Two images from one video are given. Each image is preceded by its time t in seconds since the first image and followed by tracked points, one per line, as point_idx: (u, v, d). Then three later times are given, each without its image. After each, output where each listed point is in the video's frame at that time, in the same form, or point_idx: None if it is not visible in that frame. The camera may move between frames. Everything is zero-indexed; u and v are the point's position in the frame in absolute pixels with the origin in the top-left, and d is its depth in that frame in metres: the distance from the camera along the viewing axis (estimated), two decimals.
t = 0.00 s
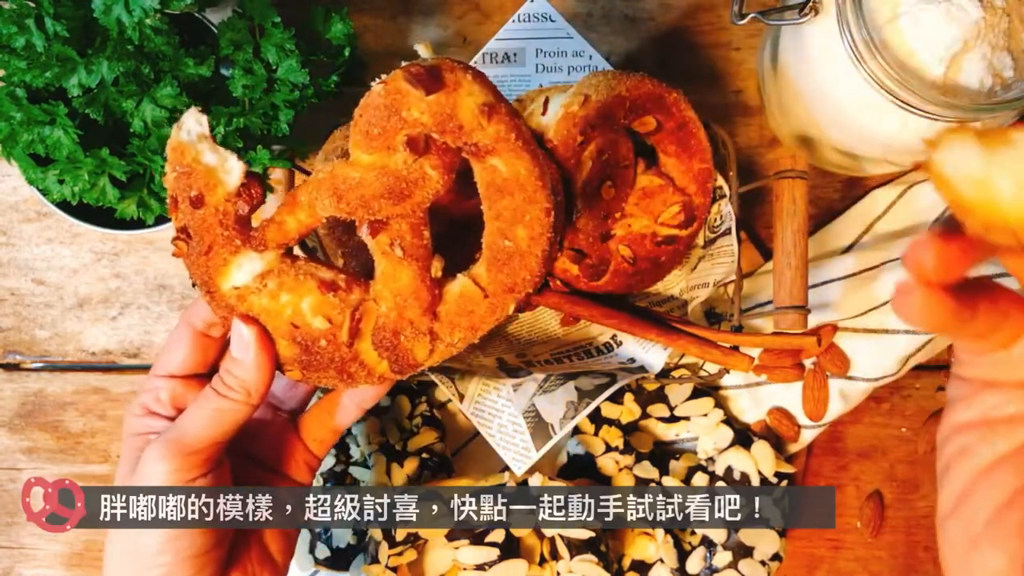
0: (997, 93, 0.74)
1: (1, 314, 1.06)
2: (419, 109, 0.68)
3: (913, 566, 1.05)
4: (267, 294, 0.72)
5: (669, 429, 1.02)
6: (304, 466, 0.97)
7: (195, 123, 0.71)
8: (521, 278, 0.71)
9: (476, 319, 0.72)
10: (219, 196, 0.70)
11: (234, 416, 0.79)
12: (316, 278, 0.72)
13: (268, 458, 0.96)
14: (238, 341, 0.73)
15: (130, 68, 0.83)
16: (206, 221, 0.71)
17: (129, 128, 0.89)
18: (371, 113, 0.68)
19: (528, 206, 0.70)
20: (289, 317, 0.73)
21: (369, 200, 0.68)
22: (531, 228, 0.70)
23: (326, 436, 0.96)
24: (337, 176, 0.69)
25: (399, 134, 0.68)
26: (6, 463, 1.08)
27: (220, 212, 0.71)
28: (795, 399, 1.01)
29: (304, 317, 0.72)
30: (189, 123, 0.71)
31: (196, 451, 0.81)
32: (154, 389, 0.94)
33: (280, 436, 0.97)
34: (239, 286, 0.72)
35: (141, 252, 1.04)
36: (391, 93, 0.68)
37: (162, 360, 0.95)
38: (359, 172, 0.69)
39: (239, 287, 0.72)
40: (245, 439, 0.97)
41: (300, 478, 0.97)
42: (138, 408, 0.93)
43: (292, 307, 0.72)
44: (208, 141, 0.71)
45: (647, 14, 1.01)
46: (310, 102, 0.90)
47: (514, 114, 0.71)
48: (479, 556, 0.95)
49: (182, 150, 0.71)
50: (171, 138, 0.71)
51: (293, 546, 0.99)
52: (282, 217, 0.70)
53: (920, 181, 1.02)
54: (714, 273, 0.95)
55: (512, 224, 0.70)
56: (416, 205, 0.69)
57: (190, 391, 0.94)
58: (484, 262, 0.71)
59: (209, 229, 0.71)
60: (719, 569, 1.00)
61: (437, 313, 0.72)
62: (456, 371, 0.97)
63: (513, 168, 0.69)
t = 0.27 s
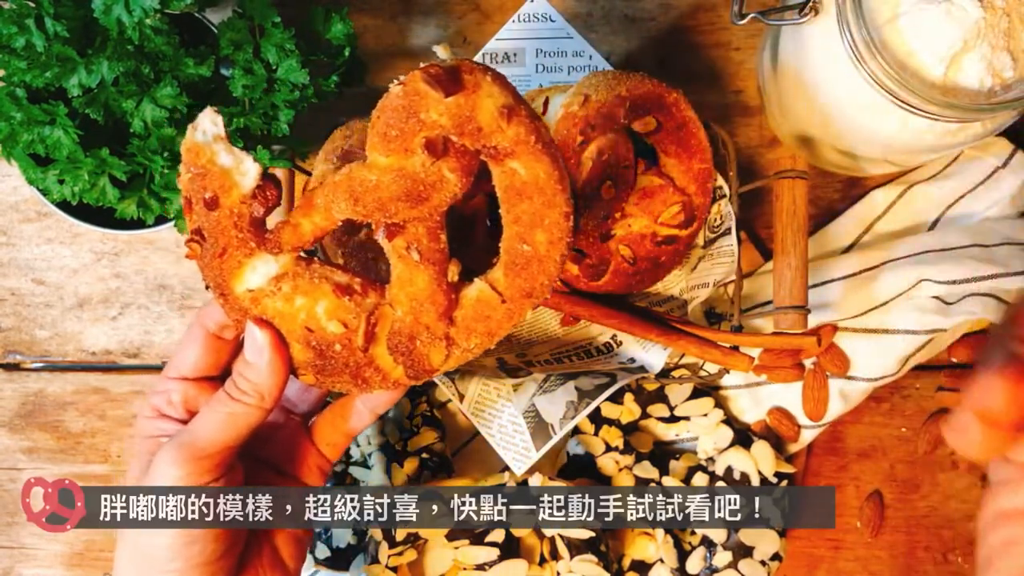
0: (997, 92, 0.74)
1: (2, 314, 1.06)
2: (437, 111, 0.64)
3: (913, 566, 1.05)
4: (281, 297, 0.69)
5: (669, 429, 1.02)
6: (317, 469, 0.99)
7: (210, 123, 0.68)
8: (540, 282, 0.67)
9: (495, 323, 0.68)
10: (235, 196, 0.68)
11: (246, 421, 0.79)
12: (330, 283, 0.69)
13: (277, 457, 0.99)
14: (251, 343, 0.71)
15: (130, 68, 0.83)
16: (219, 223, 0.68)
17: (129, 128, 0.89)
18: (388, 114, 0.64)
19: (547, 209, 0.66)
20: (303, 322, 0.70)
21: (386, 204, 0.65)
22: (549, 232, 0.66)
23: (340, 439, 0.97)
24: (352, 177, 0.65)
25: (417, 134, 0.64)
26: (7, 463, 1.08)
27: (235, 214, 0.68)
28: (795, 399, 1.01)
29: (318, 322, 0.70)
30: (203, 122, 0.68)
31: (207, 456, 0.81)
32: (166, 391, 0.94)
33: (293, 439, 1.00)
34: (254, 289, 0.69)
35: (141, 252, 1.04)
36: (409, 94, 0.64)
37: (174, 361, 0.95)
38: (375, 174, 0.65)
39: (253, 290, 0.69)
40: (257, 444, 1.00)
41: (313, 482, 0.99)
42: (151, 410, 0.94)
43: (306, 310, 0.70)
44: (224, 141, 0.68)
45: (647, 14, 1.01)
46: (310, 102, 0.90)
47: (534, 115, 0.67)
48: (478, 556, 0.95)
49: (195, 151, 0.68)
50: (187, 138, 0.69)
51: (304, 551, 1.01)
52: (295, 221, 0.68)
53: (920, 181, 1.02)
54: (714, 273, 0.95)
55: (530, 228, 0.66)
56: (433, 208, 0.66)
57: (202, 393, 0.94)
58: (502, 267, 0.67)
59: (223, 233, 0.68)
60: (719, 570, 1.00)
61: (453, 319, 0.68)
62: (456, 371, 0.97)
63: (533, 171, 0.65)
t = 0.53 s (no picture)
0: (999, 91, 0.74)
1: (1, 314, 1.06)
2: (529, 151, 0.66)
3: (913, 567, 1.04)
4: (337, 339, 0.70)
5: (669, 430, 1.02)
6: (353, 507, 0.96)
7: (276, 151, 0.70)
8: (620, 336, 0.68)
9: (565, 373, 0.69)
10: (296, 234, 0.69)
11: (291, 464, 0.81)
12: (391, 328, 0.69)
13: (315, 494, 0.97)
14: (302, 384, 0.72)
15: (129, 68, 0.83)
16: (279, 258, 0.69)
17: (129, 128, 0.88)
18: (472, 153, 0.66)
19: (637, 259, 0.67)
20: (362, 366, 0.70)
21: (462, 244, 0.66)
22: (637, 284, 0.67)
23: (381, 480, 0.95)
24: (431, 217, 0.66)
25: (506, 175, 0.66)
26: (6, 463, 1.08)
27: (297, 250, 0.69)
28: (795, 399, 1.01)
29: (379, 369, 0.70)
30: (270, 150, 0.71)
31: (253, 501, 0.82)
32: (196, 419, 0.95)
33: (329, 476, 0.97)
34: (307, 326, 0.70)
35: (140, 252, 1.04)
36: (501, 132, 0.66)
37: (206, 389, 0.95)
38: (454, 215, 0.66)
39: (305, 328, 0.70)
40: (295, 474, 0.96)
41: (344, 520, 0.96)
42: (179, 439, 0.95)
43: (366, 357, 0.70)
44: (289, 173, 0.70)
45: (647, 14, 1.01)
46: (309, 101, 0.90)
47: (631, 163, 0.69)
48: (478, 556, 0.94)
49: (258, 183, 0.70)
50: (250, 168, 0.71)
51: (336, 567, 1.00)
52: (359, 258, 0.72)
53: (920, 180, 1.02)
54: (715, 273, 0.95)
55: (618, 278, 0.67)
56: (512, 252, 0.68)
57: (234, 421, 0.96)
58: (579, 317, 0.68)
59: (280, 266, 0.69)
60: (720, 570, 1.00)
61: (523, 368, 0.69)
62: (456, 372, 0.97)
63: (625, 220, 0.67)
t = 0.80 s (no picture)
0: (999, 92, 0.74)
1: (1, 314, 1.06)
2: (573, 145, 0.64)
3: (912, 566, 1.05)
4: (367, 340, 0.72)
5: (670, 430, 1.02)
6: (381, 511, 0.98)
7: (309, 141, 0.75)
8: (664, 340, 0.68)
9: (606, 376, 0.69)
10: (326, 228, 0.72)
11: (320, 467, 0.85)
12: (422, 330, 0.71)
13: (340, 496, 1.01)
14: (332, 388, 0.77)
15: (129, 68, 0.83)
16: (309, 253, 0.72)
17: (129, 128, 0.88)
18: (512, 147, 0.64)
19: (685, 261, 0.67)
20: (393, 367, 0.73)
21: (501, 244, 0.65)
22: (684, 286, 0.67)
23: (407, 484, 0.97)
24: (467, 214, 0.65)
25: (546, 171, 0.64)
26: (6, 463, 1.08)
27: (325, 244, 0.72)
28: (795, 399, 1.00)
29: (410, 370, 0.72)
30: (303, 140, 0.75)
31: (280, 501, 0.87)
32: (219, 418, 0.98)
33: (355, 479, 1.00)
34: (337, 325, 0.72)
35: (140, 252, 1.04)
36: (542, 125, 0.64)
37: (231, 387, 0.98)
38: (492, 212, 0.65)
39: (335, 328, 0.72)
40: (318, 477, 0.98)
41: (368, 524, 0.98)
42: (202, 440, 0.99)
43: (399, 358, 0.72)
44: (320, 167, 0.74)
45: (647, 14, 1.01)
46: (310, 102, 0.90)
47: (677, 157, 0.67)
48: (478, 556, 0.94)
49: (289, 175, 0.73)
50: (281, 162, 0.75)
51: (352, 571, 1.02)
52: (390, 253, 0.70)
53: (921, 180, 1.01)
54: (714, 274, 0.95)
55: (663, 281, 0.67)
56: (552, 250, 0.67)
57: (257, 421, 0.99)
58: (621, 323, 0.68)
59: (310, 260, 0.72)
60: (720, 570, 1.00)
61: (560, 371, 0.69)
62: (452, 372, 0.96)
63: (672, 220, 0.66)
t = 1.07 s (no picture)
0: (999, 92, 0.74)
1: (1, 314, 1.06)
2: (593, 101, 0.64)
3: (913, 566, 1.04)
4: (383, 307, 0.68)
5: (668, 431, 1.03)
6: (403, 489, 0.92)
7: (324, 104, 0.69)
8: (682, 298, 0.68)
9: (626, 336, 0.68)
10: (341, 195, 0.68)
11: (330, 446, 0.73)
12: (439, 296, 0.67)
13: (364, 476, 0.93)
14: (347, 357, 0.69)
15: (129, 68, 0.83)
16: (324, 219, 0.68)
17: (129, 128, 0.88)
18: (532, 104, 0.64)
19: (703, 217, 0.67)
20: (411, 336, 0.68)
21: (520, 204, 0.64)
22: (702, 242, 0.67)
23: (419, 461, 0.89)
24: (484, 174, 0.64)
25: (568, 127, 0.64)
26: (6, 463, 1.07)
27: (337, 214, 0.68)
28: (796, 399, 1.00)
29: (430, 337, 0.68)
30: (318, 102, 0.69)
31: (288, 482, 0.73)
32: (224, 395, 0.90)
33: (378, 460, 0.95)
34: (351, 294, 0.68)
35: (140, 252, 1.04)
36: (563, 80, 0.64)
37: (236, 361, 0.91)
38: (510, 170, 0.64)
39: (349, 296, 0.68)
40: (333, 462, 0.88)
41: (384, 504, 0.89)
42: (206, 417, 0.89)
43: (416, 325, 0.68)
44: (337, 129, 0.69)
45: (647, 14, 1.01)
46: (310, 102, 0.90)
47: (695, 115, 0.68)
48: (479, 556, 0.94)
49: (307, 137, 0.69)
50: (298, 122, 0.70)
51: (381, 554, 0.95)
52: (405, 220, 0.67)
53: (921, 180, 1.01)
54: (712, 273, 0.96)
55: (681, 237, 0.67)
56: (569, 210, 0.66)
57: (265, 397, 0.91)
58: (640, 282, 0.67)
59: (324, 226, 0.68)
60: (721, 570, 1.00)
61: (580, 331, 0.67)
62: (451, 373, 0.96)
63: (690, 175, 0.66)
